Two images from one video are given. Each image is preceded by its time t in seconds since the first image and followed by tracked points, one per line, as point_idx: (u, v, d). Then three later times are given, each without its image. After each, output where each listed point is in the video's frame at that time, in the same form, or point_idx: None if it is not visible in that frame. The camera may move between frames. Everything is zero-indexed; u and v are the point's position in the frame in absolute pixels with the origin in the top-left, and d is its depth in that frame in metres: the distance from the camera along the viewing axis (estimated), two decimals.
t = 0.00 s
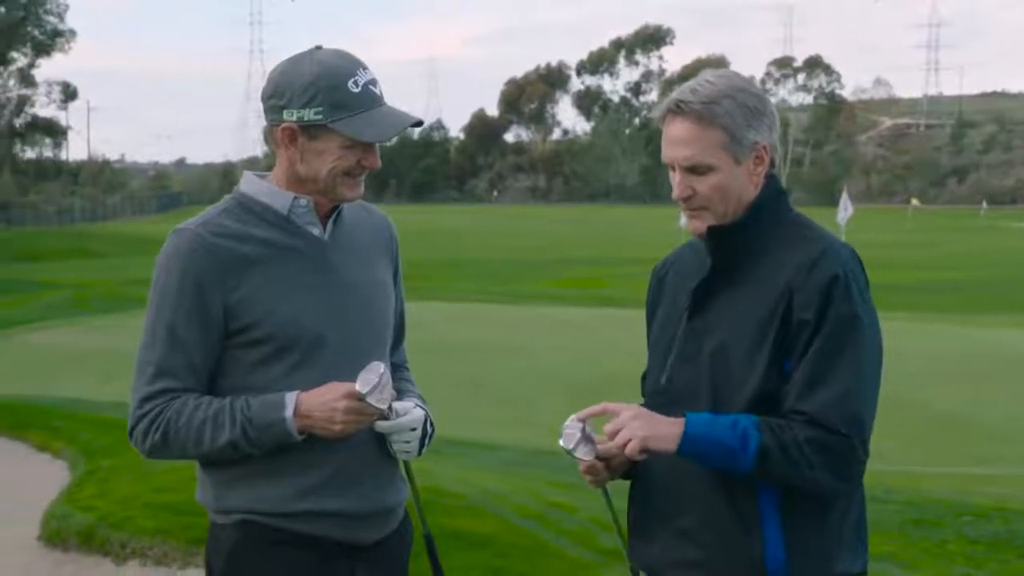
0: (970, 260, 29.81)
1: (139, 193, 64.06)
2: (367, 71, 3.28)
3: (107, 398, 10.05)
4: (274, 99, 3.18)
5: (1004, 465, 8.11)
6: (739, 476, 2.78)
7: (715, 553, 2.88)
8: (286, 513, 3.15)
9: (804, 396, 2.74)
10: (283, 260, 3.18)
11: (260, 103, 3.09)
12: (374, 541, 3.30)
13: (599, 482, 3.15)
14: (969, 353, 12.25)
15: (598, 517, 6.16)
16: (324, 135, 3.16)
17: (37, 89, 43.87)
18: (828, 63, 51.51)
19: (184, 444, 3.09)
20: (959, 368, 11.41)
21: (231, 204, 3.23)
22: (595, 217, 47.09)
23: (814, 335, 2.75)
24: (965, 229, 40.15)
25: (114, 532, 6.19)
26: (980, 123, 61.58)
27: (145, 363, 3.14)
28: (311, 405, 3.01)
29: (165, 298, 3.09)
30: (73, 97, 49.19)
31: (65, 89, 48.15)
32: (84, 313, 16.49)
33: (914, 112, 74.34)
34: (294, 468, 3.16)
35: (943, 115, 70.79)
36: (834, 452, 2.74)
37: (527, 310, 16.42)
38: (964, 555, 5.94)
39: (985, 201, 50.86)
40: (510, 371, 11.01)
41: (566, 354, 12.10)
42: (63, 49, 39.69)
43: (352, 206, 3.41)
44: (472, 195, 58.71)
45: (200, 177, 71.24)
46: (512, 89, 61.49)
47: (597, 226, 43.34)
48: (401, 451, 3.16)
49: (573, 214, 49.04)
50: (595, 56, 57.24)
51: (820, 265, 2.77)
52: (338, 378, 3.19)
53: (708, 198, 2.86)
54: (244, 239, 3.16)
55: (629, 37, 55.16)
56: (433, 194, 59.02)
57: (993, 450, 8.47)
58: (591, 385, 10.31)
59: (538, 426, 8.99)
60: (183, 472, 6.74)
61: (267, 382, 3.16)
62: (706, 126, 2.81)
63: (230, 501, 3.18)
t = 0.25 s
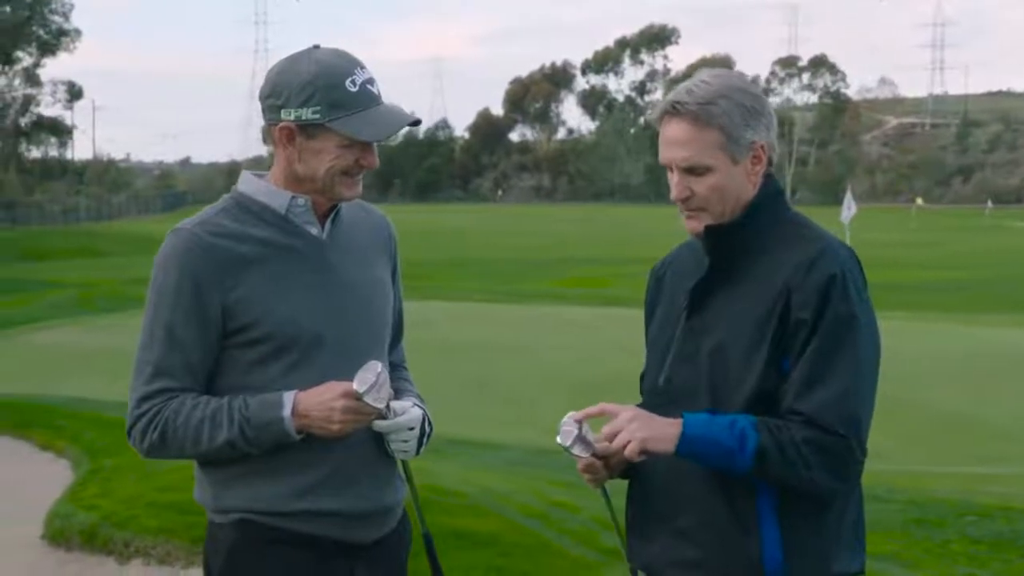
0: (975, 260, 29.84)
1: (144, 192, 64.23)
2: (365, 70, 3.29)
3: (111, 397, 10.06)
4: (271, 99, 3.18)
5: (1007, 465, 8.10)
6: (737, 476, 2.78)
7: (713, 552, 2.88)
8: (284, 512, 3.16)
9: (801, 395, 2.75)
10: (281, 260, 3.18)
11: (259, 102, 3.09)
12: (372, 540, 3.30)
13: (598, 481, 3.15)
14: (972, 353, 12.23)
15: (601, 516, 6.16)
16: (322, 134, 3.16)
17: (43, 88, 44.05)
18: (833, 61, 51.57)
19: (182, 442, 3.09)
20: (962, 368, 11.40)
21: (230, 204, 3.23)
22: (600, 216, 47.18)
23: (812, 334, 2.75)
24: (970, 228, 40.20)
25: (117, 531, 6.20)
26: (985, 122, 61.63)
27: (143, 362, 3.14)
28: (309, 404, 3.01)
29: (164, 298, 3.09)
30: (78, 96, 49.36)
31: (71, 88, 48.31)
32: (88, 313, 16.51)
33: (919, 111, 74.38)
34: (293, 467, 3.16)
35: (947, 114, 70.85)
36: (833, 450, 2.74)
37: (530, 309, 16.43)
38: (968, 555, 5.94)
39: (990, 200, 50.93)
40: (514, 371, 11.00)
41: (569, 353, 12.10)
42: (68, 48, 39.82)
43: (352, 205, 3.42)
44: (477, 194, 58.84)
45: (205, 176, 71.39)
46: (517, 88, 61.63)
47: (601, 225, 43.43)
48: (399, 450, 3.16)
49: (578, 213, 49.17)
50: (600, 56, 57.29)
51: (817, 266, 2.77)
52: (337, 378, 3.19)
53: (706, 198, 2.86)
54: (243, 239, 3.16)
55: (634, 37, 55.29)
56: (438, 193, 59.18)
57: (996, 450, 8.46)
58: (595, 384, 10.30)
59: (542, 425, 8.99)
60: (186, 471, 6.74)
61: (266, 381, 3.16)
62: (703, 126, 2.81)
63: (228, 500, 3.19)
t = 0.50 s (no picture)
0: (978, 259, 29.87)
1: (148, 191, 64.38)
2: (361, 69, 3.29)
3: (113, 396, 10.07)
4: (267, 99, 3.18)
5: (1010, 465, 8.10)
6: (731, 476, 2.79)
7: (707, 550, 2.89)
8: (280, 511, 3.16)
9: (796, 396, 2.75)
10: (277, 259, 3.18)
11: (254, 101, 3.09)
12: (368, 539, 3.30)
13: (596, 481, 3.15)
14: (973, 352, 12.23)
15: (603, 515, 6.15)
16: (317, 134, 3.16)
17: (48, 88, 44.15)
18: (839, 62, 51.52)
19: (178, 442, 3.09)
20: (964, 367, 11.38)
21: (226, 203, 3.23)
22: (603, 215, 47.22)
23: (806, 334, 2.75)
24: (973, 228, 40.24)
25: (118, 531, 6.19)
26: (989, 122, 61.68)
27: (138, 362, 3.15)
28: (302, 404, 3.01)
29: (160, 297, 3.10)
30: (82, 96, 49.47)
31: (75, 88, 48.41)
32: (92, 312, 16.54)
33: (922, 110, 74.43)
34: (287, 468, 3.16)
35: (951, 114, 70.94)
36: (828, 451, 2.73)
37: (533, 309, 16.44)
38: (971, 554, 5.94)
39: (994, 200, 50.97)
40: (515, 370, 10.99)
41: (571, 352, 12.10)
42: (72, 48, 39.89)
43: (347, 204, 3.42)
44: (480, 194, 58.94)
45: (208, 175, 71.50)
46: (521, 88, 61.77)
47: (605, 225, 43.48)
48: (394, 449, 3.17)
49: (581, 212, 49.23)
50: (604, 55, 57.32)
51: (811, 264, 2.78)
52: (335, 377, 3.19)
53: (699, 198, 2.87)
54: (237, 240, 3.16)
55: (637, 36, 55.41)
56: (443, 192, 59.35)
57: (999, 449, 8.46)
58: (597, 383, 10.30)
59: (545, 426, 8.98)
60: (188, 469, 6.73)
61: (263, 379, 3.16)
62: (694, 127, 2.82)
63: (222, 498, 3.19)
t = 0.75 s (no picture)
0: (985, 259, 29.84)
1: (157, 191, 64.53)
2: (359, 70, 3.29)
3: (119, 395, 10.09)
4: (265, 99, 3.18)
5: (1015, 465, 8.08)
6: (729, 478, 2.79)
7: (705, 550, 2.89)
8: (278, 511, 3.16)
9: (793, 397, 2.75)
10: (274, 259, 3.18)
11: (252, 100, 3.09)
12: (366, 539, 3.31)
13: (594, 482, 3.14)
14: (980, 352, 12.20)
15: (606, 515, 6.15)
16: (314, 135, 3.17)
17: (56, 88, 44.29)
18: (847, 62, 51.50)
19: (177, 441, 3.10)
20: (970, 368, 11.35)
21: (224, 203, 3.23)
22: (611, 215, 47.27)
23: (801, 333, 2.75)
24: (981, 227, 40.20)
25: (124, 531, 6.20)
26: (997, 122, 61.64)
27: (136, 362, 3.15)
28: (300, 404, 3.01)
29: (158, 297, 3.10)
30: (91, 96, 49.62)
31: (83, 88, 48.55)
32: (99, 312, 16.56)
33: (930, 110, 74.38)
34: (285, 468, 3.17)
35: (959, 112, 71.03)
36: (826, 451, 2.74)
37: (540, 308, 16.45)
38: (976, 554, 5.93)
39: (1003, 199, 50.96)
40: (521, 371, 10.97)
41: (578, 352, 12.09)
42: (81, 48, 39.99)
43: (346, 203, 3.43)
44: (488, 193, 59.01)
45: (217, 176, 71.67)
46: (528, 87, 61.96)
47: (612, 224, 43.51)
48: (392, 448, 3.17)
49: (589, 211, 49.29)
50: (612, 55, 57.35)
51: (807, 263, 2.78)
52: (333, 375, 3.19)
53: (694, 198, 2.87)
54: (235, 240, 3.16)
55: (645, 36, 55.47)
56: (450, 192, 59.46)
57: (1004, 450, 8.44)
58: (604, 383, 10.29)
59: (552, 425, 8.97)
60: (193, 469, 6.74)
61: (261, 378, 3.17)
62: (689, 125, 2.82)
63: (221, 497, 3.19)
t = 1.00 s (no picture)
0: (994, 258, 29.84)
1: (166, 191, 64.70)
2: (359, 70, 3.29)
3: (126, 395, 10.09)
4: (265, 98, 3.19)
5: (1021, 464, 8.07)
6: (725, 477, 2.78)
7: (701, 549, 2.89)
8: (278, 511, 3.17)
9: (789, 394, 2.75)
10: (273, 259, 3.18)
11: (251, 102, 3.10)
12: (366, 538, 3.31)
13: (592, 483, 3.14)
14: (988, 352, 12.18)
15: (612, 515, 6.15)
16: (314, 135, 3.17)
17: (66, 88, 44.52)
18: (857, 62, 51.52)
19: (176, 441, 3.10)
20: (978, 367, 11.34)
21: (222, 203, 3.24)
22: (619, 215, 47.34)
23: (799, 331, 2.75)
24: (990, 227, 40.20)
25: (130, 530, 6.21)
26: (1006, 122, 61.68)
27: (135, 361, 3.15)
28: (299, 403, 3.01)
29: (156, 297, 3.10)
30: (100, 96, 49.80)
31: (93, 88, 48.75)
32: (108, 311, 16.61)
33: (939, 109, 74.37)
34: (284, 468, 3.17)
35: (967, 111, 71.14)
36: (823, 450, 2.74)
37: (549, 308, 16.48)
38: (984, 554, 5.92)
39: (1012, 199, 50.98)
40: (528, 371, 10.97)
41: (585, 352, 12.08)
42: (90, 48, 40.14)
43: (344, 203, 3.43)
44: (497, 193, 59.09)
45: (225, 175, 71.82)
46: (537, 87, 62.18)
47: (620, 224, 43.56)
48: (391, 449, 3.18)
49: (597, 211, 49.36)
50: (620, 55, 57.41)
51: (803, 261, 2.78)
52: (332, 375, 3.20)
53: (692, 195, 2.87)
54: (235, 239, 3.17)
55: (655, 36, 55.55)
56: (459, 192, 59.59)
57: (1011, 450, 8.43)
58: (610, 384, 10.27)
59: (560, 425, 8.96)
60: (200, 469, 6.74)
61: (260, 378, 3.16)
62: (688, 123, 2.82)
63: (220, 497, 3.19)
